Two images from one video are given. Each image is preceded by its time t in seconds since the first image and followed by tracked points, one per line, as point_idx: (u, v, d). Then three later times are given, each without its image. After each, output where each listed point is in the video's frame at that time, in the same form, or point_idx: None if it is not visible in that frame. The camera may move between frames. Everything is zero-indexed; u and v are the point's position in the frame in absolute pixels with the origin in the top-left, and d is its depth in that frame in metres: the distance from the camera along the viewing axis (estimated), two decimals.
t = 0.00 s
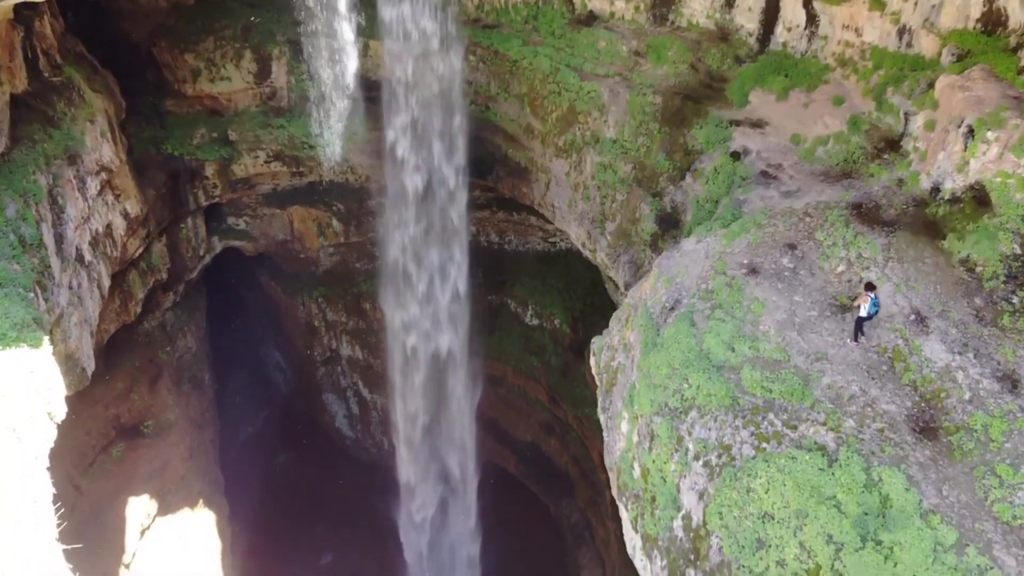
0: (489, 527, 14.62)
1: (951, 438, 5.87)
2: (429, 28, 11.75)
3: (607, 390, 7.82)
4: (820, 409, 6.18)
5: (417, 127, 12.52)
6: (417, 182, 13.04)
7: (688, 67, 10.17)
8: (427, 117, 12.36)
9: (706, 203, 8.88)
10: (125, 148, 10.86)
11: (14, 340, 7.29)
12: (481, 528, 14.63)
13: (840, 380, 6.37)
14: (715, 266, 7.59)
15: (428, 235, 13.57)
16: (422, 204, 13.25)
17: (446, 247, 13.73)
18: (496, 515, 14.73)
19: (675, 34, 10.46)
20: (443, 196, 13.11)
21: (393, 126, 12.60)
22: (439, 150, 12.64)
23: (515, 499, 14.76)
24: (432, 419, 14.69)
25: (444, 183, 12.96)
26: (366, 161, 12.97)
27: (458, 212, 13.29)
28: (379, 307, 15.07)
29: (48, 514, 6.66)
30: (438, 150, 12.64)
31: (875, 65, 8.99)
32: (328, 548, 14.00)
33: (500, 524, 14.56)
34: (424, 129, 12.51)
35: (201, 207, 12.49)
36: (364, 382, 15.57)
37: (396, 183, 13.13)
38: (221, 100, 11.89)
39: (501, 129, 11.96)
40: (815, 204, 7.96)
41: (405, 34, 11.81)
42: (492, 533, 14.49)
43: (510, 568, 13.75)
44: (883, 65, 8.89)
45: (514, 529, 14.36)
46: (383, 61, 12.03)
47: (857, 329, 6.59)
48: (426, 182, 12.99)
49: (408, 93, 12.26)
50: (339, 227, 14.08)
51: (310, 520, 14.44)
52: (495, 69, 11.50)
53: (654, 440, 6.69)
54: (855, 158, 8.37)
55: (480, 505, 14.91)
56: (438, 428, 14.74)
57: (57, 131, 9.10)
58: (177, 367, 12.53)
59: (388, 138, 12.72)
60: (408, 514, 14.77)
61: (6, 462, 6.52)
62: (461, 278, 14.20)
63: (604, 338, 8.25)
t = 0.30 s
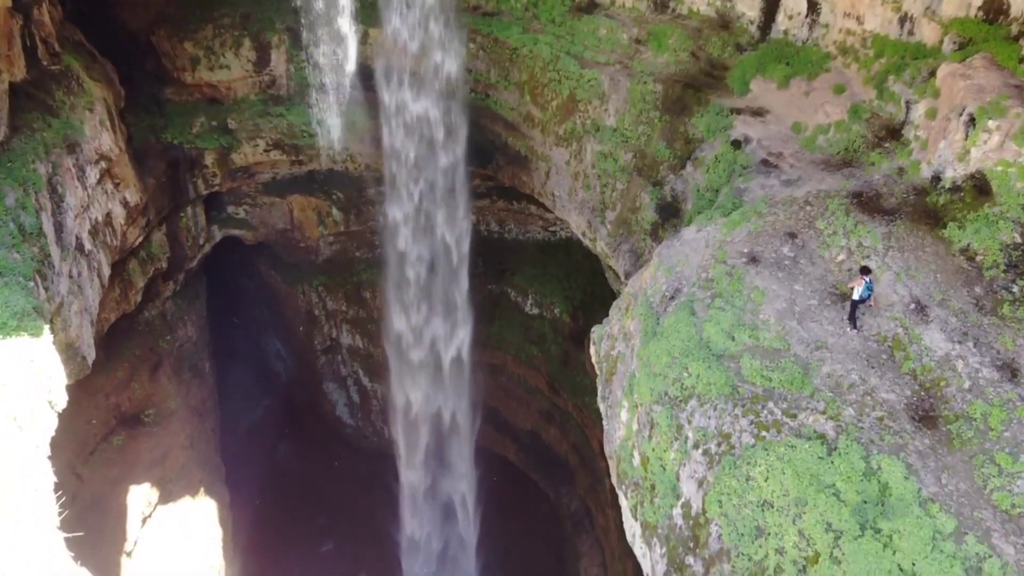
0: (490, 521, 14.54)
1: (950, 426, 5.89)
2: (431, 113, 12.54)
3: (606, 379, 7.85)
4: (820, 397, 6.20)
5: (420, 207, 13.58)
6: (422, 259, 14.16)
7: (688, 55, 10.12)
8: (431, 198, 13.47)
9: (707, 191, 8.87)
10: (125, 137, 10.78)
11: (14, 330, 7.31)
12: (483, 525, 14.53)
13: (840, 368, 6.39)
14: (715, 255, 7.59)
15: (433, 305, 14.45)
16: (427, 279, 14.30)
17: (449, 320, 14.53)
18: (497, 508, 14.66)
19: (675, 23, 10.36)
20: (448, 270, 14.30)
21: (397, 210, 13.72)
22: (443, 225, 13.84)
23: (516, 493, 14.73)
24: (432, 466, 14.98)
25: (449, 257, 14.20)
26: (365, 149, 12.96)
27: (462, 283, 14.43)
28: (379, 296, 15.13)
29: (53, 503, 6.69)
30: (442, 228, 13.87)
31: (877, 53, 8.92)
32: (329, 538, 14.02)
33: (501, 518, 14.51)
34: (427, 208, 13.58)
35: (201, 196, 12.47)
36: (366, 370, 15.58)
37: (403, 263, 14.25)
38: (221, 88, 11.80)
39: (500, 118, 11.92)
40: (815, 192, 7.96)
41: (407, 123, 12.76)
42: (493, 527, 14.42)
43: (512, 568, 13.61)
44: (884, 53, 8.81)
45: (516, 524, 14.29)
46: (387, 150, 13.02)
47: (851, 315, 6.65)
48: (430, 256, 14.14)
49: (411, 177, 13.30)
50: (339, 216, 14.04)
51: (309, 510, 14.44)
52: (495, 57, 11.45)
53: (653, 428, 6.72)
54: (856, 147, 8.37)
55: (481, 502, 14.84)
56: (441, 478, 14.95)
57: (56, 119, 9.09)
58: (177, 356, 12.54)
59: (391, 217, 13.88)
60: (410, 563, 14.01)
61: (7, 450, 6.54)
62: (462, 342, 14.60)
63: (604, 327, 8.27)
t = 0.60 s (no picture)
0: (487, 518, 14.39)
1: (950, 415, 5.91)
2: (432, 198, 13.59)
3: (606, 368, 7.88)
4: (819, 385, 6.21)
5: (422, 290, 14.47)
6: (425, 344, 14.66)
7: (689, 43, 10.08)
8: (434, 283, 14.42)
9: (707, 180, 8.85)
10: (124, 127, 10.71)
11: (15, 319, 7.33)
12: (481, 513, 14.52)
13: (839, 357, 6.40)
14: (715, 244, 7.59)
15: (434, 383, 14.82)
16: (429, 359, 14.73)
17: (452, 393, 14.97)
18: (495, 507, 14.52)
19: (677, 10, 10.30)
20: (449, 344, 14.75)
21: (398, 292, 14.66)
22: (444, 302, 14.54)
23: (512, 490, 14.63)
24: (434, 513, 14.71)
25: (450, 334, 14.71)
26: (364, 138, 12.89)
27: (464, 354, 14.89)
28: (379, 286, 15.17)
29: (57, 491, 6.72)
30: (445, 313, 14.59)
31: (878, 41, 8.86)
32: (329, 526, 14.05)
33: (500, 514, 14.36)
34: (430, 286, 14.43)
35: (201, 184, 12.47)
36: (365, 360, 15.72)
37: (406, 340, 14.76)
38: (220, 77, 11.70)
39: (500, 107, 11.89)
40: (816, 181, 7.96)
41: (409, 210, 13.76)
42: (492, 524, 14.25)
43: (513, 561, 13.51)
44: (885, 42, 8.77)
45: (516, 522, 14.15)
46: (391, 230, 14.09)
47: (845, 297, 6.80)
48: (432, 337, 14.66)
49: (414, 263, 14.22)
50: (339, 205, 14.06)
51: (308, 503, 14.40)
52: (495, 46, 11.38)
53: (652, 417, 6.73)
54: (857, 136, 8.35)
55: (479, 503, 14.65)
56: (444, 523, 14.60)
57: (54, 108, 9.08)
58: (177, 345, 12.57)
59: (395, 305, 14.81)
60: None
61: (9, 438, 6.56)
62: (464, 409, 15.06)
63: (604, 317, 8.28)
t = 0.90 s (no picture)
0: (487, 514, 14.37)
1: (949, 405, 5.93)
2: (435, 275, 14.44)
3: (606, 358, 7.89)
4: (819, 375, 6.23)
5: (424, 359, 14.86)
6: (428, 407, 14.86)
7: (689, 32, 10.05)
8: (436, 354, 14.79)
9: (708, 170, 8.83)
10: (123, 116, 10.70)
11: (15, 309, 7.34)
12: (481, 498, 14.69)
13: (839, 347, 6.41)
14: (715, 234, 7.59)
15: (435, 444, 14.94)
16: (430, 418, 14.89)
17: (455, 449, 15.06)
18: (495, 501, 14.51)
19: None
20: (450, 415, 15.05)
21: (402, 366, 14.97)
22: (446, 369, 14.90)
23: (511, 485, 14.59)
24: (436, 554, 13.99)
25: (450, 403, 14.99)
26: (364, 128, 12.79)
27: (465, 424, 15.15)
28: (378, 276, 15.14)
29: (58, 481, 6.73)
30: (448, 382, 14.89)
31: (880, 30, 8.82)
32: (329, 515, 14.14)
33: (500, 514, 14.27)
34: (430, 352, 14.73)
35: (200, 173, 12.44)
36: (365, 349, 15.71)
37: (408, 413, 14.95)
38: (219, 66, 11.60)
39: (500, 95, 11.88)
40: (817, 171, 7.96)
41: (410, 284, 14.46)
42: (491, 533, 14.04)
43: (512, 547, 13.68)
44: (887, 31, 8.73)
45: (517, 514, 14.15)
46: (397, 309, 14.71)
47: (845, 288, 6.79)
48: (434, 398, 14.86)
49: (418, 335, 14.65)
50: (338, 194, 14.10)
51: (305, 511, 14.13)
52: (495, 34, 11.37)
53: (652, 406, 6.75)
54: (858, 125, 8.33)
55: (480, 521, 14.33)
56: (446, 564, 13.82)
57: (53, 97, 9.04)
58: (178, 334, 12.60)
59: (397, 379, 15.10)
60: None
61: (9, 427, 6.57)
62: (465, 467, 15.01)
63: (604, 307, 8.28)
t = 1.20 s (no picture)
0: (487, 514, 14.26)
1: (948, 395, 5.94)
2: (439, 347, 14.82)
3: (606, 348, 7.91)
4: (818, 365, 6.24)
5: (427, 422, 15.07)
6: (430, 468, 14.98)
7: (690, 21, 9.97)
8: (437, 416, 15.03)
9: (709, 159, 8.82)
10: (122, 105, 10.68)
11: (15, 298, 7.35)
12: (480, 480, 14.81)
13: (839, 336, 6.42)
14: (715, 224, 7.59)
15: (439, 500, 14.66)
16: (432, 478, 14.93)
17: (460, 504, 14.63)
18: (495, 494, 14.50)
19: None
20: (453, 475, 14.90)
21: (406, 434, 15.10)
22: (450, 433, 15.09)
23: (512, 487, 14.47)
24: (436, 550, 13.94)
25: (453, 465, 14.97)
26: (362, 117, 12.64)
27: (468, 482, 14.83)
28: (378, 265, 15.18)
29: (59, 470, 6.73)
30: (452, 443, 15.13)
31: (881, 19, 8.72)
32: (330, 505, 14.20)
33: (501, 523, 14.07)
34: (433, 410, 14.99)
35: (199, 163, 12.39)
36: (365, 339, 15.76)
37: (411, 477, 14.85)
38: (218, 55, 11.58)
39: (500, 85, 11.88)
40: (817, 160, 7.95)
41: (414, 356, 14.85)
42: (492, 559, 13.56)
43: (511, 531, 13.87)
44: (888, 20, 8.63)
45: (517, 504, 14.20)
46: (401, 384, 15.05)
47: (833, 265, 6.87)
48: (438, 458, 15.03)
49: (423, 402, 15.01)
50: (338, 183, 14.05)
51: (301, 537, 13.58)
52: (495, 23, 11.37)
53: (651, 396, 6.77)
54: (859, 115, 8.31)
55: (482, 554, 13.72)
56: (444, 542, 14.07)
57: (52, 87, 9.01)
58: (178, 324, 12.63)
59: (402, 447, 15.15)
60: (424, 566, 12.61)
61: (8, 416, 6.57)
62: (466, 523, 14.33)
63: (604, 297, 8.29)
